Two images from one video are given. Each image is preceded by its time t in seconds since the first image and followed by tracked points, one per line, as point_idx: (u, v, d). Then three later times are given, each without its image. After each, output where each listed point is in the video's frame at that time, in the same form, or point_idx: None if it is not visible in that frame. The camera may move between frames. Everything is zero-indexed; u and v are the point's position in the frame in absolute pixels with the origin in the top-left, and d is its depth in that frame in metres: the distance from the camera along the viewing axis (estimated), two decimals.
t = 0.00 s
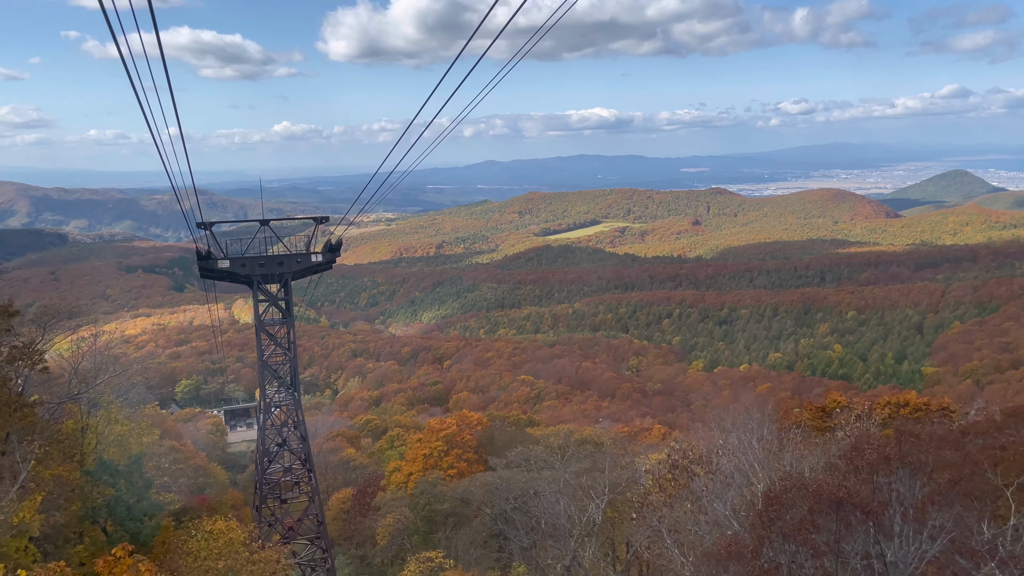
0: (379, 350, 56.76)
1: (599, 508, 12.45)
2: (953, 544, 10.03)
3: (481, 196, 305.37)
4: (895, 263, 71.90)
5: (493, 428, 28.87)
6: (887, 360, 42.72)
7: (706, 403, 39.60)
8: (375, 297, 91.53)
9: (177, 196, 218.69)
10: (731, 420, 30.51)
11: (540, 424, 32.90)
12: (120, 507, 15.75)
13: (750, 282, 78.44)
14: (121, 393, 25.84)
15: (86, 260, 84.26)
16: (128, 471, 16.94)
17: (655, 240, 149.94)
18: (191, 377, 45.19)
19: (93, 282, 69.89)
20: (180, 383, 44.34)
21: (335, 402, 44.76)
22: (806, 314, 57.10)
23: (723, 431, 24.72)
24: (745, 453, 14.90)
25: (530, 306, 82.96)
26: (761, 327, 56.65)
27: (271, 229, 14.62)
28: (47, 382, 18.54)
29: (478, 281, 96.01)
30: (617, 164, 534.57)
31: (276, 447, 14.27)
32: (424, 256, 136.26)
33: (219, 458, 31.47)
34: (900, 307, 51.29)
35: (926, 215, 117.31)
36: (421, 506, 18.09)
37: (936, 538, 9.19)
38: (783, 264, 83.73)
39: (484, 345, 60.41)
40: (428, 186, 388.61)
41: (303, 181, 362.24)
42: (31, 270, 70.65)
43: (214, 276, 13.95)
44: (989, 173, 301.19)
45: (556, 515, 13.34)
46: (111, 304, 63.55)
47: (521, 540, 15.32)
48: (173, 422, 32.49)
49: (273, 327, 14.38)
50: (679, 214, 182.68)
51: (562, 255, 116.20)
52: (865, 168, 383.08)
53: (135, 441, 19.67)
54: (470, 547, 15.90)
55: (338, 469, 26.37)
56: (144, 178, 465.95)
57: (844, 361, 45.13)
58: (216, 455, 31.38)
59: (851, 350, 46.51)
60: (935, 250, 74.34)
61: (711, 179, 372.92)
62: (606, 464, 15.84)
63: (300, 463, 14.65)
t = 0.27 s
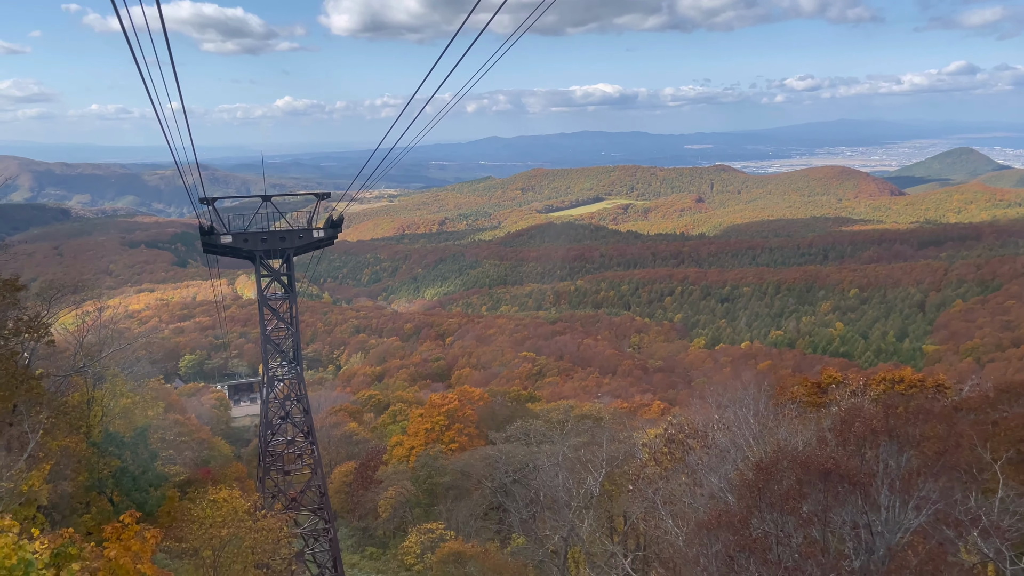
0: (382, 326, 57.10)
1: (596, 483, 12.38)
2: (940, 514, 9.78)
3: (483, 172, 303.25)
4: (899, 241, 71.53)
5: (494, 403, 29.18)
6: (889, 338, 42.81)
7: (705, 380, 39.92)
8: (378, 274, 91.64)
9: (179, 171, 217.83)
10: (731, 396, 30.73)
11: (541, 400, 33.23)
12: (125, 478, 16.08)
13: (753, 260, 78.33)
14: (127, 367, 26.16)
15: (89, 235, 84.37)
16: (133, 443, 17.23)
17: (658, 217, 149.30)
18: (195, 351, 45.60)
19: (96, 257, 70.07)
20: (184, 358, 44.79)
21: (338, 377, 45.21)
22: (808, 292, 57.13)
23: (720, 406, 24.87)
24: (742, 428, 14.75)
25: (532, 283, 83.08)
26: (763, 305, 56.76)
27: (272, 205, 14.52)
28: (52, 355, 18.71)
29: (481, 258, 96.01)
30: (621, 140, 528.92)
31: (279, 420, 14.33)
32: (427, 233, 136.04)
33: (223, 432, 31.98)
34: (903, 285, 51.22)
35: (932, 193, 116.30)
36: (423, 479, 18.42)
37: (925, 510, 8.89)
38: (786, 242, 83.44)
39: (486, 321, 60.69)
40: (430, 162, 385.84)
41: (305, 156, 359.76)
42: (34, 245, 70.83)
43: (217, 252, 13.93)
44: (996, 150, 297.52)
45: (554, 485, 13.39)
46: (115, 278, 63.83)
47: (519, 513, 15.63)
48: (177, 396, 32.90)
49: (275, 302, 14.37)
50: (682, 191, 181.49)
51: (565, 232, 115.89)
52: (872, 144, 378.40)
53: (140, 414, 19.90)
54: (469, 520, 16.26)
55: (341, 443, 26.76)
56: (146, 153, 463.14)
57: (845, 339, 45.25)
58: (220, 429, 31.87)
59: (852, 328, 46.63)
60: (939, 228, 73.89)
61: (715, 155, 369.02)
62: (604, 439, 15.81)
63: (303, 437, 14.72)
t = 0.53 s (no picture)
0: (385, 303, 57.33)
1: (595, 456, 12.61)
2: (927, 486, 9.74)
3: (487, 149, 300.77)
4: (904, 220, 71.08)
5: (496, 379, 29.40)
6: (891, 316, 42.78)
7: (707, 357, 40.12)
8: (381, 250, 91.60)
9: (182, 146, 216.76)
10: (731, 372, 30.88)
11: (542, 376, 33.48)
12: (132, 450, 16.48)
13: (757, 238, 78.07)
14: (132, 341, 26.43)
15: (92, 210, 84.39)
16: (140, 415, 17.58)
17: (662, 195, 148.33)
18: (199, 327, 45.92)
19: (100, 232, 70.17)
20: (188, 333, 45.13)
21: (342, 353, 45.57)
22: (811, 271, 57.01)
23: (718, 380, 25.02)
24: (740, 402, 14.84)
25: (535, 260, 83.04)
26: (766, 283, 56.72)
27: (275, 181, 14.47)
28: (59, 329, 18.91)
29: (484, 235, 95.86)
30: (626, 117, 522.38)
31: (283, 393, 14.41)
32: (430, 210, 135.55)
33: (228, 407, 32.42)
34: (907, 264, 51.01)
35: (940, 171, 115.03)
36: (425, 453, 18.63)
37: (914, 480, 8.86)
38: (790, 220, 82.96)
39: (489, 298, 60.86)
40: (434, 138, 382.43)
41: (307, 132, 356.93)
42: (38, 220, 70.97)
43: (221, 227, 13.92)
44: (1003, 128, 293.65)
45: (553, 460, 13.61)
46: (118, 254, 64.00)
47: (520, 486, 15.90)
48: (182, 371, 33.25)
49: (278, 277, 14.37)
50: (687, 169, 179.99)
51: (568, 209, 115.40)
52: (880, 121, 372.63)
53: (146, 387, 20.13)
54: (470, 492, 16.53)
55: (345, 418, 27.10)
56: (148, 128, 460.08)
57: (847, 318, 45.27)
58: (225, 404, 32.30)
59: (855, 307, 46.63)
60: (944, 207, 73.28)
61: (722, 133, 364.56)
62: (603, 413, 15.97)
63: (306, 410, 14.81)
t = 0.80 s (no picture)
0: (389, 281, 57.47)
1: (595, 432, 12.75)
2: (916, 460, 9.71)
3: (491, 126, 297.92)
4: (910, 199, 70.42)
5: (499, 357, 29.54)
6: (896, 296, 42.63)
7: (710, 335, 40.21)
8: (385, 228, 91.42)
9: (185, 123, 215.56)
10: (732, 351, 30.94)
11: (545, 354, 33.65)
12: (140, 424, 16.97)
13: (762, 217, 77.62)
14: (138, 317, 26.66)
15: (97, 187, 84.36)
16: (147, 390, 18.03)
17: (667, 174, 147.15)
18: (205, 303, 46.20)
19: (104, 209, 70.22)
20: (193, 309, 45.42)
21: (346, 330, 45.87)
22: (816, 250, 56.75)
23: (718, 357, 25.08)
24: (739, 380, 14.93)
25: (539, 239, 82.86)
26: (771, 263, 56.58)
27: (278, 157, 14.37)
28: (65, 304, 19.02)
29: (488, 213, 95.58)
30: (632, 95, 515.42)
31: (287, 368, 14.50)
32: (434, 188, 134.99)
33: (233, 383, 32.81)
34: (912, 243, 50.68)
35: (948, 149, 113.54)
36: (428, 429, 18.76)
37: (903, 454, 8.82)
38: (796, 199, 82.32)
39: (493, 276, 60.92)
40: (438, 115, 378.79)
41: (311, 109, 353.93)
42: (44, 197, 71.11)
43: (225, 204, 13.84)
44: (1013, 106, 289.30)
45: (554, 437, 13.76)
46: (123, 230, 64.14)
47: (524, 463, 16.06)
48: (188, 347, 33.56)
49: (282, 254, 14.34)
50: (693, 148, 178.21)
51: (572, 187, 114.72)
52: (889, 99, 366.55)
53: (152, 362, 20.31)
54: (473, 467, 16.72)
55: (349, 394, 27.38)
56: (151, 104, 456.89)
57: (851, 298, 45.14)
58: (230, 380, 32.68)
59: (859, 287, 46.48)
60: (951, 186, 72.46)
61: (729, 111, 359.73)
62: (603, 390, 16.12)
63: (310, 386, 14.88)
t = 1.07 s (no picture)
0: (393, 261, 57.60)
1: (595, 410, 12.91)
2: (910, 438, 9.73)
3: (496, 105, 295.10)
4: (917, 180, 69.73)
5: (502, 337, 29.71)
6: (901, 278, 42.37)
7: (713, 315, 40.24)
8: (390, 208, 91.26)
9: (189, 101, 214.30)
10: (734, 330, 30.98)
11: (548, 334, 33.82)
12: (147, 400, 17.50)
13: (767, 199, 77.15)
14: (145, 295, 26.86)
15: (101, 165, 84.29)
16: (153, 368, 18.51)
17: (673, 155, 145.92)
18: (210, 282, 46.47)
19: (109, 187, 70.28)
20: (199, 288, 45.69)
21: (351, 310, 46.13)
22: (821, 231, 56.45)
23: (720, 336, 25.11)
24: (738, 359, 15.01)
25: (544, 219, 82.67)
26: (776, 244, 56.43)
27: (283, 137, 14.32)
28: (72, 282, 19.02)
29: (493, 194, 95.24)
30: (639, 74, 508.32)
31: (292, 346, 14.61)
32: (438, 168, 134.37)
33: (238, 362, 33.20)
34: (918, 225, 50.29)
35: (958, 130, 111.90)
36: (432, 408, 18.96)
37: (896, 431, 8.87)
38: (802, 180, 81.62)
39: (497, 257, 60.96)
40: (443, 94, 374.99)
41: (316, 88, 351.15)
42: (49, 175, 71.18)
43: (231, 183, 13.93)
44: None
45: (555, 415, 13.92)
46: (128, 209, 64.25)
47: (525, 441, 16.29)
48: (194, 326, 33.89)
49: (286, 234, 14.34)
50: (699, 128, 176.32)
51: (577, 168, 113.95)
52: (900, 79, 360.81)
53: (158, 339, 20.38)
54: (474, 445, 16.94)
55: (353, 372, 27.69)
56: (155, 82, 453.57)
57: (855, 279, 44.96)
58: (235, 359, 33.05)
59: (864, 269, 46.26)
60: (959, 167, 71.64)
61: (737, 91, 355.17)
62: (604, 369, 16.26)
63: (315, 365, 14.96)
